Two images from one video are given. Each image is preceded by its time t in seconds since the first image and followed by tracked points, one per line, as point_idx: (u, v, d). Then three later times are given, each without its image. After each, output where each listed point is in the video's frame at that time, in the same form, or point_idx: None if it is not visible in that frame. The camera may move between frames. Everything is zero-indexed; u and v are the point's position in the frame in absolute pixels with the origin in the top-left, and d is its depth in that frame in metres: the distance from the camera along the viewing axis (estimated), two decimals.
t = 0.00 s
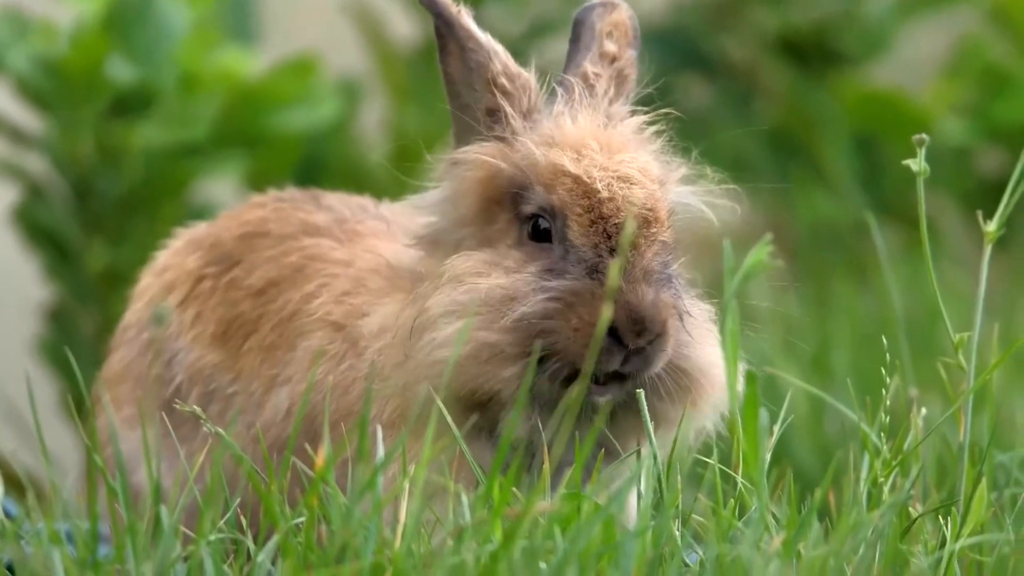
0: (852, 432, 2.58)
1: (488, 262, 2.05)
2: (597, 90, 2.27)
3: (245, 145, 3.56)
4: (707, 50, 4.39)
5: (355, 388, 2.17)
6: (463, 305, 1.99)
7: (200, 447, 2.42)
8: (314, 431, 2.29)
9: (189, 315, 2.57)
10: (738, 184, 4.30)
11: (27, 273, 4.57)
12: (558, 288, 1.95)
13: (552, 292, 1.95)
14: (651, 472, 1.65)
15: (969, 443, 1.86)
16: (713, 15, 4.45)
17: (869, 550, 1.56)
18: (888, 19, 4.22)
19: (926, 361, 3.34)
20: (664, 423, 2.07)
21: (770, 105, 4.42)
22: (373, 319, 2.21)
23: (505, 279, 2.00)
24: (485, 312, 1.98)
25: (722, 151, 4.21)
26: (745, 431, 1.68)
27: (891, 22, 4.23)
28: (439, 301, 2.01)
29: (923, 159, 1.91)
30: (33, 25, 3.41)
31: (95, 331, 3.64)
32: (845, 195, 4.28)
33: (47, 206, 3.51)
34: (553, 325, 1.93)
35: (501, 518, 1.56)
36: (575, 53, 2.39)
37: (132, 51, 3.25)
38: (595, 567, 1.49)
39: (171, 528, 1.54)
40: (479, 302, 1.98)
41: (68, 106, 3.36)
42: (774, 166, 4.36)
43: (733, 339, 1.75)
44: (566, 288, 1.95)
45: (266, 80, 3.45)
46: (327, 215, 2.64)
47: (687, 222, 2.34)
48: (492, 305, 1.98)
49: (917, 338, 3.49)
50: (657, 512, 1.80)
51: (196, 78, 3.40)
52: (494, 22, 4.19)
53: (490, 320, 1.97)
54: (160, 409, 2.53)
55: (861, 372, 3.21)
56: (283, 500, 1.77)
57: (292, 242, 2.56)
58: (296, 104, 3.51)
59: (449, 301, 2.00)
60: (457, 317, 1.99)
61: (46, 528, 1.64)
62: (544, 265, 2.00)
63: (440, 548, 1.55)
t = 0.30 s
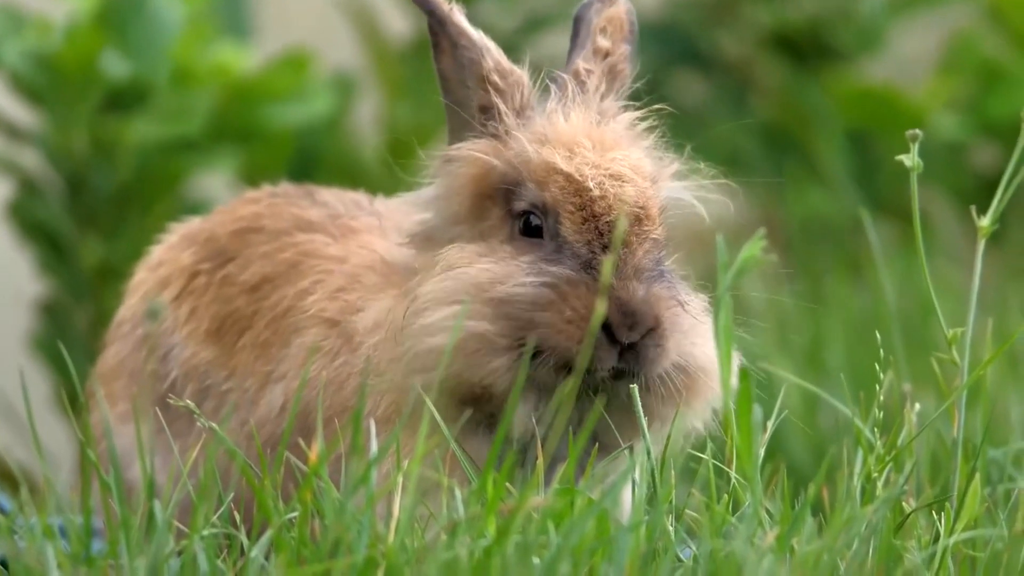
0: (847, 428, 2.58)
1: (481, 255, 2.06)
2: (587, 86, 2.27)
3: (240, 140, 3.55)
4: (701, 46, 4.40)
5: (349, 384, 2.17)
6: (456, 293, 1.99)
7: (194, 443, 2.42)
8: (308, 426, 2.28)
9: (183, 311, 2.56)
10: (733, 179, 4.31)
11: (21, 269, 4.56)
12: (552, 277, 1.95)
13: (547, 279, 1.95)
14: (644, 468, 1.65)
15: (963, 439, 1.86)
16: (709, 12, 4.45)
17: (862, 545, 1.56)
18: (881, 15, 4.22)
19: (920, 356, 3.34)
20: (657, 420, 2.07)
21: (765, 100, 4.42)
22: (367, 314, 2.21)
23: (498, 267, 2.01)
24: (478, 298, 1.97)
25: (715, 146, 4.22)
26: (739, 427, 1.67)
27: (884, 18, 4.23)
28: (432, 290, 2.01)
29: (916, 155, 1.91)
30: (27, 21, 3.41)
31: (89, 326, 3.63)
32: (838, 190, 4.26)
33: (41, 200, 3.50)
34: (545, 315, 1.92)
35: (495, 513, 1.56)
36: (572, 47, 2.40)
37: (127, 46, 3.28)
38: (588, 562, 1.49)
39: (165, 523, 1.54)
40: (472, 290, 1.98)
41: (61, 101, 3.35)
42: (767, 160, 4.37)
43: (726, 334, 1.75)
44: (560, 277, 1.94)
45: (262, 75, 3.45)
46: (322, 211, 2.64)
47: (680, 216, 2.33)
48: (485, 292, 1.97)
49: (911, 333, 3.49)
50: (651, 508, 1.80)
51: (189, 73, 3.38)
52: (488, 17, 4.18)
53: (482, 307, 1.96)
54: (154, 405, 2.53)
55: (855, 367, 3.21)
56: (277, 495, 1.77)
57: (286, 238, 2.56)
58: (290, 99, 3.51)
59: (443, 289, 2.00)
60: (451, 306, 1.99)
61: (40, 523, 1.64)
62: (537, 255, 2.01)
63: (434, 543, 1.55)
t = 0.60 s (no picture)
0: (841, 422, 2.58)
1: (475, 252, 2.05)
2: (578, 81, 2.26)
3: (235, 135, 3.54)
4: (696, 42, 4.39)
5: (344, 380, 2.17)
6: (450, 300, 1.99)
7: (188, 438, 2.41)
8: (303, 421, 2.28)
9: (178, 307, 2.56)
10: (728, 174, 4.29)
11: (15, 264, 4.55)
12: (545, 274, 1.95)
13: (539, 281, 1.94)
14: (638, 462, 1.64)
15: (957, 433, 1.86)
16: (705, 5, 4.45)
17: (857, 539, 1.56)
18: (876, 10, 4.22)
19: (914, 351, 3.34)
20: (652, 412, 2.07)
21: (759, 95, 4.42)
22: (363, 310, 2.21)
23: (491, 271, 2.00)
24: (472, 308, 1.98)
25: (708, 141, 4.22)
26: (733, 423, 1.68)
27: (879, 13, 4.23)
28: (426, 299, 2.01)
29: (910, 150, 1.91)
30: (21, 17, 3.40)
31: (84, 321, 3.62)
32: (831, 184, 4.28)
33: (35, 195, 3.49)
34: (541, 317, 1.91)
35: (489, 508, 1.56)
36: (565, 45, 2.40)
37: (121, 42, 3.24)
38: (583, 558, 1.49)
39: (159, 518, 1.54)
40: (464, 298, 1.98)
41: (56, 97, 3.35)
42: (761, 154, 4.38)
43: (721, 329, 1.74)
44: (553, 271, 1.94)
45: (258, 70, 3.43)
46: (317, 206, 2.63)
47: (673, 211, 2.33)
48: (479, 300, 1.97)
49: (905, 328, 3.50)
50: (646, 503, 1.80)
51: (184, 68, 3.39)
52: (482, 11, 4.18)
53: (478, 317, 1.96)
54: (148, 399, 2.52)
55: (848, 362, 3.21)
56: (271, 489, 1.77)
57: (281, 233, 2.55)
58: (285, 93, 3.51)
59: (437, 295, 2.00)
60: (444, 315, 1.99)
61: (35, 518, 1.64)
62: (530, 252, 2.00)
63: (428, 538, 1.55)
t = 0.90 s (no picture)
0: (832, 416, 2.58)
1: (471, 250, 2.04)
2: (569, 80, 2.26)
3: (228, 127, 3.54)
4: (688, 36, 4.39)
5: (335, 374, 2.17)
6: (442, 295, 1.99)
7: (179, 431, 2.41)
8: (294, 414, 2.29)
9: (169, 299, 2.55)
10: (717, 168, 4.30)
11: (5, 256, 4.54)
12: (541, 284, 1.93)
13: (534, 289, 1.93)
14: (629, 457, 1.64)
15: (948, 427, 1.86)
16: None
17: (848, 533, 1.57)
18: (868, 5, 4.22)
19: (906, 345, 3.35)
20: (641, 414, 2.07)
21: (751, 89, 4.39)
22: (355, 303, 2.21)
23: (485, 269, 1.99)
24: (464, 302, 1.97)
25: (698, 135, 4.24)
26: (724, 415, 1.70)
27: (871, 8, 4.22)
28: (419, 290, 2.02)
29: (901, 143, 1.91)
30: (12, 9, 3.39)
31: (75, 314, 3.61)
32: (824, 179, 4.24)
33: (26, 188, 3.48)
34: (538, 325, 1.91)
35: (480, 502, 1.56)
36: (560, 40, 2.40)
37: (114, 35, 3.24)
38: (574, 551, 1.49)
39: (150, 512, 1.53)
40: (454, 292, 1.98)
41: (48, 90, 3.33)
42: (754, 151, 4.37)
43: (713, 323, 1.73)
44: (549, 283, 1.92)
45: (247, 64, 3.43)
46: (308, 199, 2.63)
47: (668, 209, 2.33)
48: (471, 295, 1.97)
49: (897, 323, 3.50)
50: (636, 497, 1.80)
51: (176, 61, 3.37)
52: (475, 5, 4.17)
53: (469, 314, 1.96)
54: (139, 392, 2.52)
55: (840, 357, 3.21)
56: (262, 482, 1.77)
57: (272, 226, 2.54)
58: (276, 84, 3.49)
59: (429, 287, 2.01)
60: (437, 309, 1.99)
61: (26, 511, 1.63)
62: (526, 259, 1.98)
63: (419, 531, 1.55)
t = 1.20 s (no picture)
0: (817, 410, 2.59)
1: (491, 295, 2.05)
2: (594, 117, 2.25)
3: (213, 122, 3.52)
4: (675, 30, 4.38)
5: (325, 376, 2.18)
6: (464, 343, 2.01)
7: (161, 425, 2.41)
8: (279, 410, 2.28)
9: (148, 292, 2.55)
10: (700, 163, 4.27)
11: None
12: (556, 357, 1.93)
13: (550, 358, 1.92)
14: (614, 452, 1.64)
15: (932, 422, 1.87)
16: None
17: (832, 528, 1.57)
18: None
19: (890, 339, 3.36)
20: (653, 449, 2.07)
21: (736, 84, 4.35)
22: (355, 310, 2.20)
23: (506, 326, 1.99)
24: (475, 350, 2.00)
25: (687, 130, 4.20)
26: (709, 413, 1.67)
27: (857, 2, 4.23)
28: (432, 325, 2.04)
29: (885, 139, 1.91)
30: None
31: (60, 308, 3.60)
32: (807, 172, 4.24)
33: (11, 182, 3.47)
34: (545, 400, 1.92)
35: (465, 497, 1.56)
36: (566, 63, 2.37)
37: (98, 30, 3.22)
38: (559, 546, 1.49)
39: (135, 507, 1.52)
40: (470, 338, 2.01)
41: (33, 85, 3.30)
42: (738, 143, 4.33)
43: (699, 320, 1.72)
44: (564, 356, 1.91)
45: (235, 57, 3.41)
46: (287, 191, 2.62)
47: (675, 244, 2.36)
48: (486, 343, 1.99)
49: (881, 316, 3.51)
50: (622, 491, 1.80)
51: (161, 55, 3.36)
52: None
53: (481, 358, 1.99)
54: (122, 387, 2.51)
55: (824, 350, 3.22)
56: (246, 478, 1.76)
57: (252, 218, 2.54)
58: (261, 78, 3.49)
59: (451, 333, 2.02)
60: (453, 349, 2.02)
61: (10, 507, 1.62)
62: (545, 325, 1.98)
63: (404, 526, 1.55)
